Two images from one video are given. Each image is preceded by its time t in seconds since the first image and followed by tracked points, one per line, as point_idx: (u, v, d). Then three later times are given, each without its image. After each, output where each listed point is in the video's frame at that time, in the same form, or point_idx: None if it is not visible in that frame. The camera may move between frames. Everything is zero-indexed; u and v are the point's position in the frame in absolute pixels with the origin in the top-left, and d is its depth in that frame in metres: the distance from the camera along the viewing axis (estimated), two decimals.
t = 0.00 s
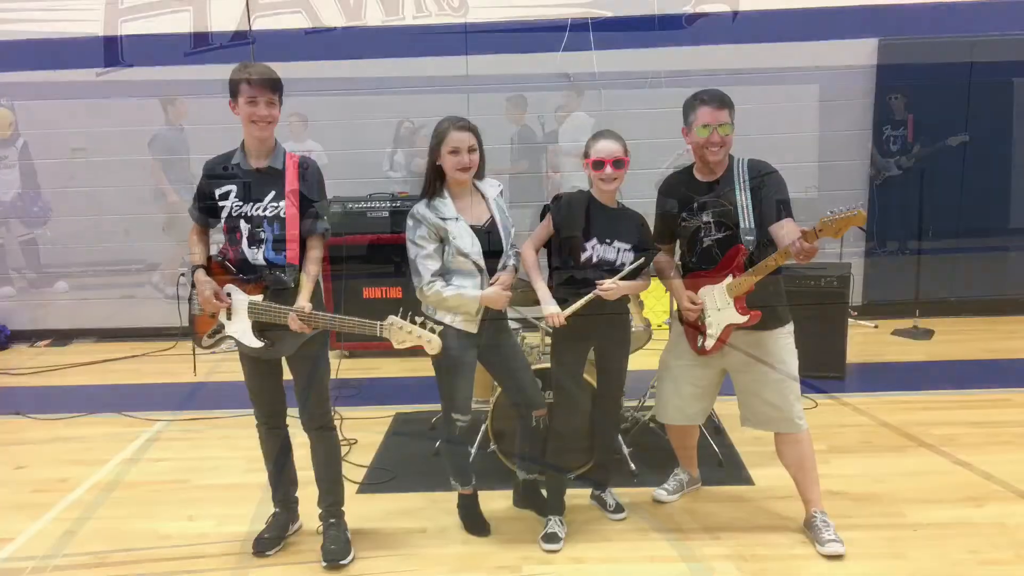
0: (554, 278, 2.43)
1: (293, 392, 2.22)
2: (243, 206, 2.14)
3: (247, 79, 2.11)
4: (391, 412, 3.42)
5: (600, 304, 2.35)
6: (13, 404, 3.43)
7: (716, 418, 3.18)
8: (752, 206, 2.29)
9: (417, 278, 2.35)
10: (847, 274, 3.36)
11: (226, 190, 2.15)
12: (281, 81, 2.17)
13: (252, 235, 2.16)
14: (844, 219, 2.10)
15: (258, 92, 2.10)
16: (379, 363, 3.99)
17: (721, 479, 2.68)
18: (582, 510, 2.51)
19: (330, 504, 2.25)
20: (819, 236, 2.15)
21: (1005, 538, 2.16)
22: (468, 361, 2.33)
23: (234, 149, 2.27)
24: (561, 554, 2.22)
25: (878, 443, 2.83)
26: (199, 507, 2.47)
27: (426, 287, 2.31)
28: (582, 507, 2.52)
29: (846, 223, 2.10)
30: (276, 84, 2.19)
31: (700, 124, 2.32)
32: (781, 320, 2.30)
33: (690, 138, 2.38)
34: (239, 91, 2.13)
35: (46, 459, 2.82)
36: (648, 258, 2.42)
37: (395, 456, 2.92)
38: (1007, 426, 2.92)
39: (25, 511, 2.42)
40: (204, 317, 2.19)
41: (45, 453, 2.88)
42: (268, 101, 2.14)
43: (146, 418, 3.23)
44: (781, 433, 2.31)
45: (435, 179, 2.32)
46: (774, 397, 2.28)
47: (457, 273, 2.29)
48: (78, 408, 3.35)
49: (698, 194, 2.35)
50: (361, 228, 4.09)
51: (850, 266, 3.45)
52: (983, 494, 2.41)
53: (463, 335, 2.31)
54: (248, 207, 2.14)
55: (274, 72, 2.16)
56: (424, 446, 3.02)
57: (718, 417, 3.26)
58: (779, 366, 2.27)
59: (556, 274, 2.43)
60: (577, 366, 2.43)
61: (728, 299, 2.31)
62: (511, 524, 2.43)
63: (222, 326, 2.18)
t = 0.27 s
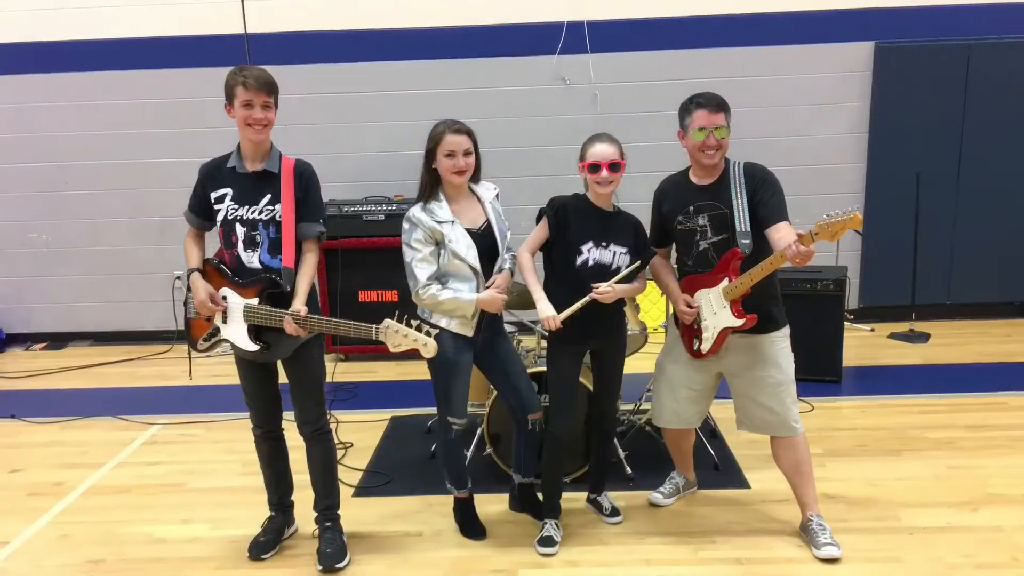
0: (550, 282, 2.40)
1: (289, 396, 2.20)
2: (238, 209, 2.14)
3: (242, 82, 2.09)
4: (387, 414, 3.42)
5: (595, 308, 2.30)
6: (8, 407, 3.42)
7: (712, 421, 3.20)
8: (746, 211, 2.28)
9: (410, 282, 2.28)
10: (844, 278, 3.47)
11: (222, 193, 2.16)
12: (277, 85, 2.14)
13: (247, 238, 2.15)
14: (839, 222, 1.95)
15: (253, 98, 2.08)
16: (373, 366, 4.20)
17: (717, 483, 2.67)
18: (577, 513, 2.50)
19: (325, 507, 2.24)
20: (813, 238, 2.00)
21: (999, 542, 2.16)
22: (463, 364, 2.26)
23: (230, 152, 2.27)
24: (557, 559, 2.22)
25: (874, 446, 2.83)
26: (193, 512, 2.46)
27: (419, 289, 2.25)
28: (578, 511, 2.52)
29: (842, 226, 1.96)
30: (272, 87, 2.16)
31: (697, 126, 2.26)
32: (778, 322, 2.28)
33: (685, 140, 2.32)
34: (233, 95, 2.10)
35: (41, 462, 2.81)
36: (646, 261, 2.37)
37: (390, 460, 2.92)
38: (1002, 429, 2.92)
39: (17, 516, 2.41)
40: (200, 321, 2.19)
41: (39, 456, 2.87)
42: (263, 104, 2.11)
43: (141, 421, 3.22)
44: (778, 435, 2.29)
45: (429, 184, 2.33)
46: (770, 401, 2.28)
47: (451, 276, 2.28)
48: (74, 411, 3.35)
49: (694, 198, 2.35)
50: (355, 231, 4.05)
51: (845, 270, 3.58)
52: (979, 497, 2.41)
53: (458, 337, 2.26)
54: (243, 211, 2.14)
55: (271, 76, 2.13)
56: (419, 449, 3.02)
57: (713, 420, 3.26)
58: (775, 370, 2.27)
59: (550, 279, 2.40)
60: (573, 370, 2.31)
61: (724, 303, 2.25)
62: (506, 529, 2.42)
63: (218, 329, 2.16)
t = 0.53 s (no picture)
0: (546, 285, 2.39)
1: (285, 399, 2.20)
2: (234, 213, 2.14)
3: (238, 85, 2.09)
4: (383, 418, 3.42)
5: (591, 312, 2.29)
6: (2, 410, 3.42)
7: (709, 425, 3.20)
8: (743, 214, 2.27)
9: (406, 285, 2.27)
10: (840, 282, 3.47)
11: (218, 196, 2.15)
12: (274, 89, 2.14)
13: (243, 242, 2.15)
14: (834, 226, 1.92)
15: (249, 101, 2.08)
16: (369, 370, 4.19)
17: (714, 487, 2.67)
18: (573, 517, 2.50)
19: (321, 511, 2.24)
20: (809, 242, 1.98)
21: (995, 545, 2.16)
22: (459, 367, 2.25)
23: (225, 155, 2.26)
24: (553, 562, 2.22)
25: (870, 449, 2.83)
26: (189, 515, 2.46)
27: (415, 293, 2.24)
28: (573, 514, 2.52)
29: (837, 231, 1.93)
30: (268, 91, 2.16)
31: (693, 129, 2.26)
32: (775, 325, 2.28)
33: (682, 143, 2.32)
34: (229, 98, 2.09)
35: (36, 465, 2.81)
36: (641, 265, 2.38)
37: (386, 463, 2.92)
38: (999, 432, 2.91)
39: (12, 520, 2.41)
40: (196, 324, 2.19)
41: (34, 460, 2.87)
42: (259, 107, 2.10)
43: (136, 425, 3.22)
44: (774, 439, 2.29)
45: (424, 187, 2.33)
46: (766, 404, 2.28)
47: (447, 280, 2.28)
48: (69, 415, 3.34)
49: (690, 201, 2.34)
50: (351, 234, 4.04)
51: (842, 273, 3.58)
52: (975, 501, 2.41)
53: (454, 340, 2.26)
54: (239, 214, 2.14)
55: (268, 80, 2.13)
56: (415, 453, 3.01)
57: (709, 423, 3.26)
58: (771, 374, 2.27)
59: (545, 282, 2.40)
60: (569, 373, 2.31)
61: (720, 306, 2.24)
62: (502, 532, 2.42)
63: (214, 332, 2.16)
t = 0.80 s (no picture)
0: (542, 288, 2.38)
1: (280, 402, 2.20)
2: (230, 216, 2.14)
3: (234, 88, 2.08)
4: (379, 421, 3.42)
5: (587, 315, 2.29)
6: None
7: (705, 429, 3.20)
8: (739, 217, 2.27)
9: (402, 289, 2.26)
10: (836, 285, 3.47)
11: (214, 200, 2.15)
12: (269, 92, 2.14)
13: (239, 245, 2.15)
14: (831, 228, 1.92)
15: (244, 105, 2.08)
16: (365, 374, 4.19)
17: (709, 490, 2.67)
18: (570, 520, 2.50)
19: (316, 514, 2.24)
20: (806, 244, 1.97)
21: (991, 549, 2.15)
22: (455, 370, 2.25)
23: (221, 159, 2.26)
24: (549, 566, 2.21)
25: (867, 453, 2.83)
26: (184, 518, 2.46)
27: (411, 296, 2.24)
28: (569, 518, 2.52)
29: (834, 233, 1.93)
30: (263, 94, 2.16)
31: (689, 133, 2.25)
32: (771, 329, 2.28)
33: (678, 147, 2.31)
34: (224, 102, 2.09)
35: (31, 469, 2.81)
36: (638, 268, 2.37)
37: (381, 466, 2.92)
38: (995, 436, 2.91)
39: (6, 524, 2.40)
40: (192, 328, 2.19)
41: (30, 463, 2.86)
42: (255, 111, 2.10)
43: (132, 428, 3.22)
44: (770, 442, 2.29)
45: (420, 190, 2.33)
46: (762, 407, 2.28)
47: (443, 283, 2.27)
48: (65, 418, 3.34)
49: (686, 204, 2.34)
50: (347, 237, 4.04)
51: (837, 276, 3.58)
52: (971, 505, 2.41)
53: (450, 344, 2.26)
54: (234, 217, 2.14)
55: (263, 83, 2.13)
56: (410, 456, 3.01)
57: (705, 427, 3.26)
58: (768, 377, 2.27)
59: (541, 286, 2.39)
60: (565, 376, 2.30)
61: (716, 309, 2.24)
62: (498, 536, 2.42)
63: (210, 336, 2.16)
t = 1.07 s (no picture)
0: (538, 291, 2.37)
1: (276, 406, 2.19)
2: (225, 219, 2.14)
3: (229, 91, 2.08)
4: (375, 425, 3.42)
5: (583, 318, 2.28)
6: None
7: (701, 432, 3.20)
8: (735, 221, 2.27)
9: (398, 292, 2.26)
10: (831, 288, 3.50)
11: (209, 203, 2.15)
12: (265, 95, 2.14)
13: (234, 249, 2.14)
14: (827, 231, 1.92)
15: (239, 107, 2.07)
16: (361, 377, 4.19)
17: (705, 494, 2.67)
18: (566, 524, 2.50)
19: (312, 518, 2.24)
20: (802, 246, 1.97)
21: (988, 554, 2.15)
22: (450, 374, 2.24)
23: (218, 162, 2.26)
24: (544, 570, 2.21)
25: (863, 456, 2.82)
26: (180, 522, 2.46)
27: (407, 300, 2.23)
28: (565, 521, 2.52)
29: (830, 236, 1.93)
30: (260, 97, 2.16)
31: (686, 136, 2.25)
32: (767, 333, 2.28)
33: (674, 149, 2.31)
34: (220, 105, 2.09)
35: (27, 472, 2.80)
36: (634, 271, 2.37)
37: (377, 469, 2.92)
38: (992, 439, 2.90)
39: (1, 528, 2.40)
40: (187, 331, 2.19)
41: (25, 467, 2.86)
42: (250, 114, 2.10)
43: (128, 432, 3.22)
44: (767, 446, 2.28)
45: (416, 193, 2.32)
46: (758, 411, 2.27)
47: (439, 286, 2.27)
48: (61, 422, 3.34)
49: (682, 207, 2.34)
50: (343, 240, 4.04)
51: (833, 279, 3.59)
52: (967, 508, 2.40)
53: (445, 347, 2.25)
54: (230, 221, 2.13)
55: (258, 86, 2.12)
56: (406, 459, 3.01)
57: (701, 430, 3.26)
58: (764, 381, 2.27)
59: (536, 289, 2.38)
60: (560, 379, 2.30)
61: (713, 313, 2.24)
62: (493, 539, 2.41)
63: (205, 339, 2.15)
